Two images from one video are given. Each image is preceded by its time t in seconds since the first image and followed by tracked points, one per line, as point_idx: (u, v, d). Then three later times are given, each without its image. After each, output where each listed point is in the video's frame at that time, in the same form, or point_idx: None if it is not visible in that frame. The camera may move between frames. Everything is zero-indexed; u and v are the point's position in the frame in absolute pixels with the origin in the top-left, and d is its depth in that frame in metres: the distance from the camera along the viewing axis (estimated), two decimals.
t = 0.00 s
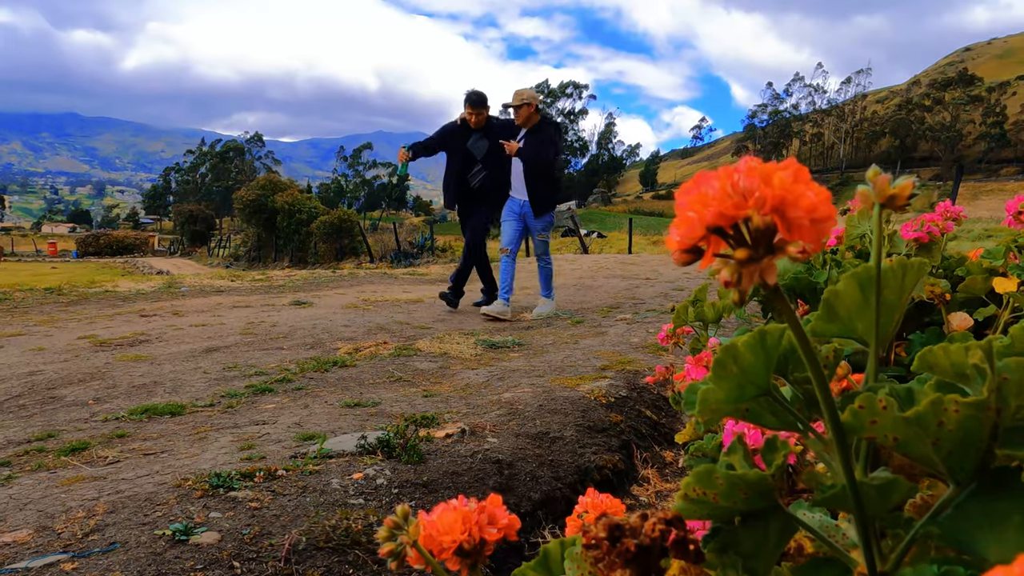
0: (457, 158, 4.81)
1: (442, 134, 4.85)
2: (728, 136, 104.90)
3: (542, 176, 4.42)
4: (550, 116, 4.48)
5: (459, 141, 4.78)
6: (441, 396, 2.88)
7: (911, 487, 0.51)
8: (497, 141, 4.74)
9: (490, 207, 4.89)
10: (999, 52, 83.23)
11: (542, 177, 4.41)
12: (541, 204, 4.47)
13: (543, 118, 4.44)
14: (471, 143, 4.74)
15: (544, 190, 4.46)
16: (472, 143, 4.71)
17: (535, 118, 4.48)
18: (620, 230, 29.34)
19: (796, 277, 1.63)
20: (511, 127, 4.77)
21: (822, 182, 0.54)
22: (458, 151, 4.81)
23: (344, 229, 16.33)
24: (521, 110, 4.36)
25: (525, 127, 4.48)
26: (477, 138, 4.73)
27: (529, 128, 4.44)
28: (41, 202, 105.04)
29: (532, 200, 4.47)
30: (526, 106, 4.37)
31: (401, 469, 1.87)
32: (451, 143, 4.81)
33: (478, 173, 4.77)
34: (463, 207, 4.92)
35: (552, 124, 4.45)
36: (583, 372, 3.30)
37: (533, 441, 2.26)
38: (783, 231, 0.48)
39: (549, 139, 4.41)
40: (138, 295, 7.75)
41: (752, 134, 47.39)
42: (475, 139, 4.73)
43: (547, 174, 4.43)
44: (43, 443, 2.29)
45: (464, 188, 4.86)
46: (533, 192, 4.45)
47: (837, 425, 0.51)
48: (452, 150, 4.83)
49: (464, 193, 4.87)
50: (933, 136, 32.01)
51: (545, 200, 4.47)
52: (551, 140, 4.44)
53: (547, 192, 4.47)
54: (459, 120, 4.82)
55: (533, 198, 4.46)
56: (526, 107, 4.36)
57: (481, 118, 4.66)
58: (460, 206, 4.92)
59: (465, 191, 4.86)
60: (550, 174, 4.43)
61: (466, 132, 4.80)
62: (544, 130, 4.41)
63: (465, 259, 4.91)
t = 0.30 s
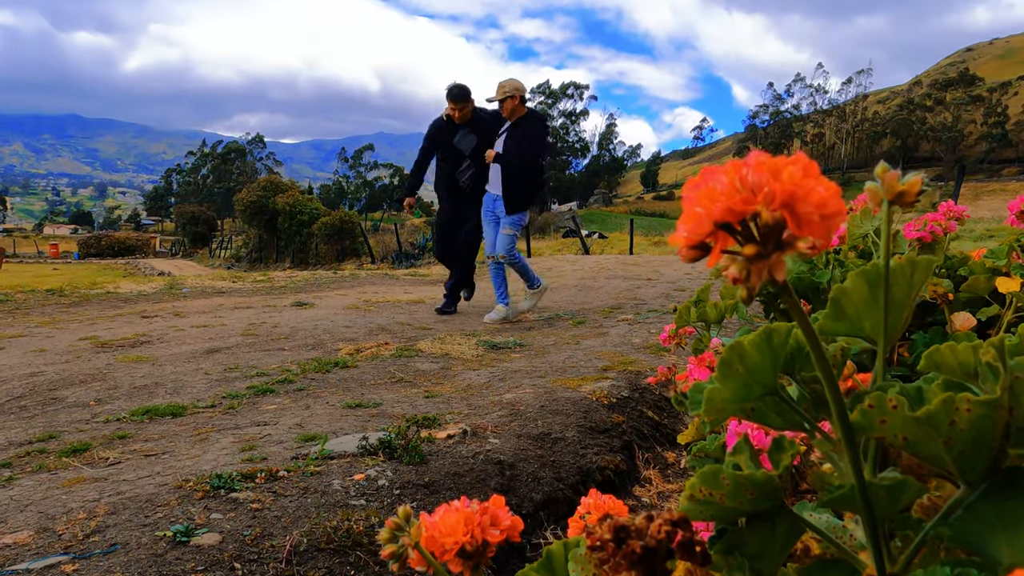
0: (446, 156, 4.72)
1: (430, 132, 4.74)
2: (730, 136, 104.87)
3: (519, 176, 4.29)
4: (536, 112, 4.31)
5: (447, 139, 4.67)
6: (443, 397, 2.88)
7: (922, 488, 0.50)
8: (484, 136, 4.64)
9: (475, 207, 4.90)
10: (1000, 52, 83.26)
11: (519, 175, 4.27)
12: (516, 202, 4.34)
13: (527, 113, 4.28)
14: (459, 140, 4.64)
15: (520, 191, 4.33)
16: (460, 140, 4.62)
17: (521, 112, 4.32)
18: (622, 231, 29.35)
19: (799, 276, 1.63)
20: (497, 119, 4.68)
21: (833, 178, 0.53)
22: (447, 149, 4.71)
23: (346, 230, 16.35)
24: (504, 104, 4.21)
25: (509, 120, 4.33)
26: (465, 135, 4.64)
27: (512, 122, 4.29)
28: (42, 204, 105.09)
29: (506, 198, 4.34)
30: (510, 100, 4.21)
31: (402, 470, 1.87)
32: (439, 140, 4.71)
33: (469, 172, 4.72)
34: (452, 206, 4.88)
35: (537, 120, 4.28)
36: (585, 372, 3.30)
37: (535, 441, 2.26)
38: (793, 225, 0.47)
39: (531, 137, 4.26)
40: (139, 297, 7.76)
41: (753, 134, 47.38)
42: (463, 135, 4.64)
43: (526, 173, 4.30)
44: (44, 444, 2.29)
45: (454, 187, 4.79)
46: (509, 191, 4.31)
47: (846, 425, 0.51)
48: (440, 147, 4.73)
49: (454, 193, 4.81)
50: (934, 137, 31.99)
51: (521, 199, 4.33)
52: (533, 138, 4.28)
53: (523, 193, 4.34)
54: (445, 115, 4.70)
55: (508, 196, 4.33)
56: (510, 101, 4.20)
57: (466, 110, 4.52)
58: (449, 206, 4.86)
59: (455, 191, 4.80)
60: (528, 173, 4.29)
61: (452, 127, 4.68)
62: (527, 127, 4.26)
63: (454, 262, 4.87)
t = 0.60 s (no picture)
0: (433, 149, 4.56)
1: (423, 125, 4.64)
2: (729, 138, 104.91)
3: (503, 181, 4.08)
4: (527, 113, 4.07)
5: (437, 132, 4.56)
6: (443, 401, 2.88)
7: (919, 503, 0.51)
8: (476, 133, 4.48)
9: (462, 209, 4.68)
10: (1000, 55, 83.45)
11: (502, 180, 4.07)
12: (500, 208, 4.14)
13: (516, 115, 4.06)
14: (449, 133, 4.50)
15: (504, 196, 4.13)
16: (451, 133, 4.48)
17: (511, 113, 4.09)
18: (622, 233, 29.37)
19: (798, 281, 1.63)
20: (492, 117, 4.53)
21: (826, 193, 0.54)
22: (436, 142, 4.58)
23: (346, 233, 16.37)
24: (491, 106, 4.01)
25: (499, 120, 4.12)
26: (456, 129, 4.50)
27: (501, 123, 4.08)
28: (42, 206, 105.04)
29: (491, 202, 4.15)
30: (497, 102, 4.00)
31: (402, 475, 1.87)
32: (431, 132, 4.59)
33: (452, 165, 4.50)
34: (434, 203, 4.65)
35: (526, 122, 4.05)
36: (585, 375, 3.30)
37: (535, 445, 2.25)
38: (791, 245, 0.47)
39: (518, 141, 4.03)
40: (139, 299, 7.76)
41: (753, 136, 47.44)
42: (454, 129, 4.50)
43: (511, 178, 4.09)
44: (44, 448, 2.29)
45: (438, 182, 4.58)
46: (492, 196, 4.13)
47: (845, 439, 0.51)
48: (429, 139, 4.59)
49: (436, 187, 4.59)
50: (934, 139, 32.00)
51: (504, 205, 4.13)
52: (521, 141, 4.05)
53: (507, 199, 4.13)
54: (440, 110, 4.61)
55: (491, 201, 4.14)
56: (497, 103, 3.99)
57: (459, 105, 4.35)
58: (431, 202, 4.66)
59: (438, 185, 4.59)
60: (513, 178, 4.08)
61: (445, 122, 4.58)
62: (513, 130, 4.03)
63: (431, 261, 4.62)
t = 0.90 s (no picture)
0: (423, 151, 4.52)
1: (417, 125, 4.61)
2: (729, 141, 105.01)
3: (493, 176, 4.04)
4: (514, 106, 4.04)
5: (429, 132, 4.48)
6: (442, 405, 2.89)
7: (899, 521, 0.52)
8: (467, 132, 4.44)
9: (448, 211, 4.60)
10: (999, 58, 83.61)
11: (493, 174, 4.02)
12: (492, 205, 4.09)
13: (504, 108, 4.02)
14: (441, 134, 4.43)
15: (498, 192, 4.08)
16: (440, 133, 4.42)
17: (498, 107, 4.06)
18: (622, 236, 29.38)
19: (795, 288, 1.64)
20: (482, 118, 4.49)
21: (806, 215, 0.55)
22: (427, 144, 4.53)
23: (346, 236, 16.39)
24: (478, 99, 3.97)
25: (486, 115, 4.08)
26: (447, 129, 4.43)
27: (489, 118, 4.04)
28: (42, 209, 105.06)
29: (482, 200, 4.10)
30: (484, 95, 3.96)
31: (400, 480, 1.87)
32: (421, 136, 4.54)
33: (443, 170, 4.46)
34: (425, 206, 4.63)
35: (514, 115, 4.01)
36: (583, 380, 3.30)
37: (533, 450, 2.26)
38: (771, 267, 0.48)
39: (507, 134, 3.99)
40: (139, 303, 7.76)
41: (753, 140, 47.49)
42: (445, 129, 4.43)
43: (501, 172, 4.04)
44: (43, 453, 2.29)
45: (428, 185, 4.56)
46: (485, 193, 4.08)
47: (826, 457, 0.51)
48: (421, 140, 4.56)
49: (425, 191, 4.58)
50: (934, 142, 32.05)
51: (497, 202, 4.08)
52: (511, 134, 4.00)
53: (501, 195, 4.08)
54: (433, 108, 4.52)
55: (483, 198, 4.09)
56: (484, 96, 3.96)
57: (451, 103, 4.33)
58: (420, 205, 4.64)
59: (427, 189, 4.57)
60: (504, 171, 4.03)
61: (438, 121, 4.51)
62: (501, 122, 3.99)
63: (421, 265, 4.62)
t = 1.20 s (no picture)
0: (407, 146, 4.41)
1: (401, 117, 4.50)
2: (730, 144, 105.06)
3: (477, 177, 4.01)
4: (496, 106, 3.96)
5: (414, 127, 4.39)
6: (440, 412, 2.90)
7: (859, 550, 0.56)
8: (452, 127, 4.38)
9: (440, 212, 4.46)
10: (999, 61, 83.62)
11: (476, 176, 3.99)
12: (480, 208, 4.08)
13: (484, 109, 3.95)
14: (424, 128, 4.34)
15: (483, 193, 4.06)
16: (423, 126, 4.32)
17: (480, 108, 3.99)
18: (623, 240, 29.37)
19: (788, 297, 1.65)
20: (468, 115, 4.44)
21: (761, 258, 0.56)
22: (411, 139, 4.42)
23: (346, 239, 16.40)
24: (458, 101, 3.92)
25: (469, 116, 4.02)
26: (432, 124, 4.34)
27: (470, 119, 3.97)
28: (43, 212, 105.08)
29: (469, 202, 4.09)
30: (464, 97, 3.89)
31: (397, 488, 1.88)
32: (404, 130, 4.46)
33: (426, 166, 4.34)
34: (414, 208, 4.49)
35: (495, 117, 3.93)
36: (581, 386, 3.31)
37: (530, 457, 2.27)
38: (729, 313, 0.51)
39: (489, 137, 3.91)
40: (139, 307, 7.78)
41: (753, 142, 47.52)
42: (429, 124, 4.35)
43: (485, 173, 4.01)
44: (42, 460, 2.30)
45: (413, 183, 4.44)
46: (470, 194, 4.07)
47: (789, 492, 0.55)
48: (405, 133, 4.45)
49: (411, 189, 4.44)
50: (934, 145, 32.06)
51: (483, 203, 4.07)
52: (492, 136, 3.93)
53: (487, 196, 4.06)
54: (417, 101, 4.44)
55: (469, 199, 4.08)
56: (464, 98, 3.89)
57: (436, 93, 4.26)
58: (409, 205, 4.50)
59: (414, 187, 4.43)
60: (487, 173, 3.99)
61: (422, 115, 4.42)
62: (482, 124, 3.91)
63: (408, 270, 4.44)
